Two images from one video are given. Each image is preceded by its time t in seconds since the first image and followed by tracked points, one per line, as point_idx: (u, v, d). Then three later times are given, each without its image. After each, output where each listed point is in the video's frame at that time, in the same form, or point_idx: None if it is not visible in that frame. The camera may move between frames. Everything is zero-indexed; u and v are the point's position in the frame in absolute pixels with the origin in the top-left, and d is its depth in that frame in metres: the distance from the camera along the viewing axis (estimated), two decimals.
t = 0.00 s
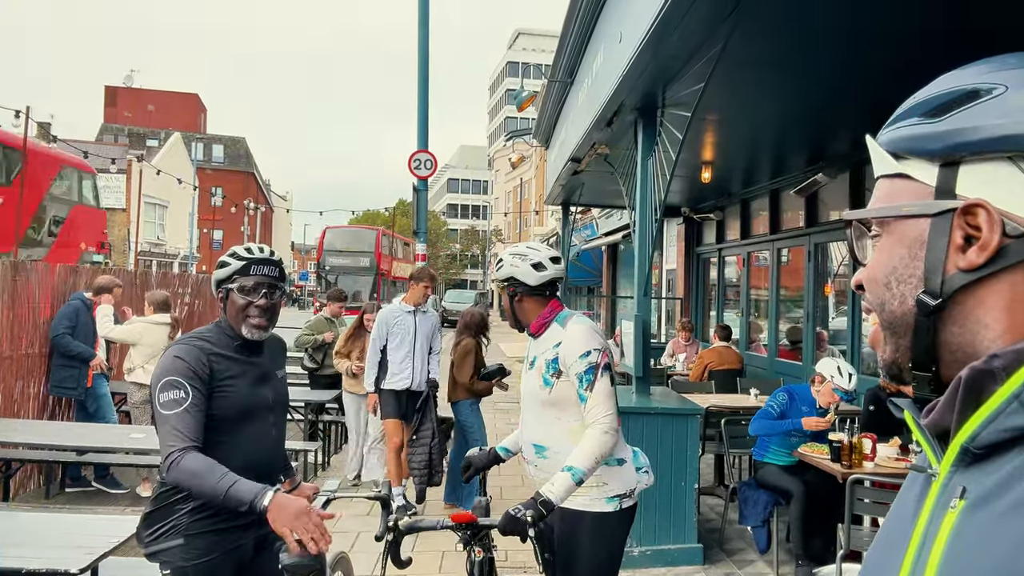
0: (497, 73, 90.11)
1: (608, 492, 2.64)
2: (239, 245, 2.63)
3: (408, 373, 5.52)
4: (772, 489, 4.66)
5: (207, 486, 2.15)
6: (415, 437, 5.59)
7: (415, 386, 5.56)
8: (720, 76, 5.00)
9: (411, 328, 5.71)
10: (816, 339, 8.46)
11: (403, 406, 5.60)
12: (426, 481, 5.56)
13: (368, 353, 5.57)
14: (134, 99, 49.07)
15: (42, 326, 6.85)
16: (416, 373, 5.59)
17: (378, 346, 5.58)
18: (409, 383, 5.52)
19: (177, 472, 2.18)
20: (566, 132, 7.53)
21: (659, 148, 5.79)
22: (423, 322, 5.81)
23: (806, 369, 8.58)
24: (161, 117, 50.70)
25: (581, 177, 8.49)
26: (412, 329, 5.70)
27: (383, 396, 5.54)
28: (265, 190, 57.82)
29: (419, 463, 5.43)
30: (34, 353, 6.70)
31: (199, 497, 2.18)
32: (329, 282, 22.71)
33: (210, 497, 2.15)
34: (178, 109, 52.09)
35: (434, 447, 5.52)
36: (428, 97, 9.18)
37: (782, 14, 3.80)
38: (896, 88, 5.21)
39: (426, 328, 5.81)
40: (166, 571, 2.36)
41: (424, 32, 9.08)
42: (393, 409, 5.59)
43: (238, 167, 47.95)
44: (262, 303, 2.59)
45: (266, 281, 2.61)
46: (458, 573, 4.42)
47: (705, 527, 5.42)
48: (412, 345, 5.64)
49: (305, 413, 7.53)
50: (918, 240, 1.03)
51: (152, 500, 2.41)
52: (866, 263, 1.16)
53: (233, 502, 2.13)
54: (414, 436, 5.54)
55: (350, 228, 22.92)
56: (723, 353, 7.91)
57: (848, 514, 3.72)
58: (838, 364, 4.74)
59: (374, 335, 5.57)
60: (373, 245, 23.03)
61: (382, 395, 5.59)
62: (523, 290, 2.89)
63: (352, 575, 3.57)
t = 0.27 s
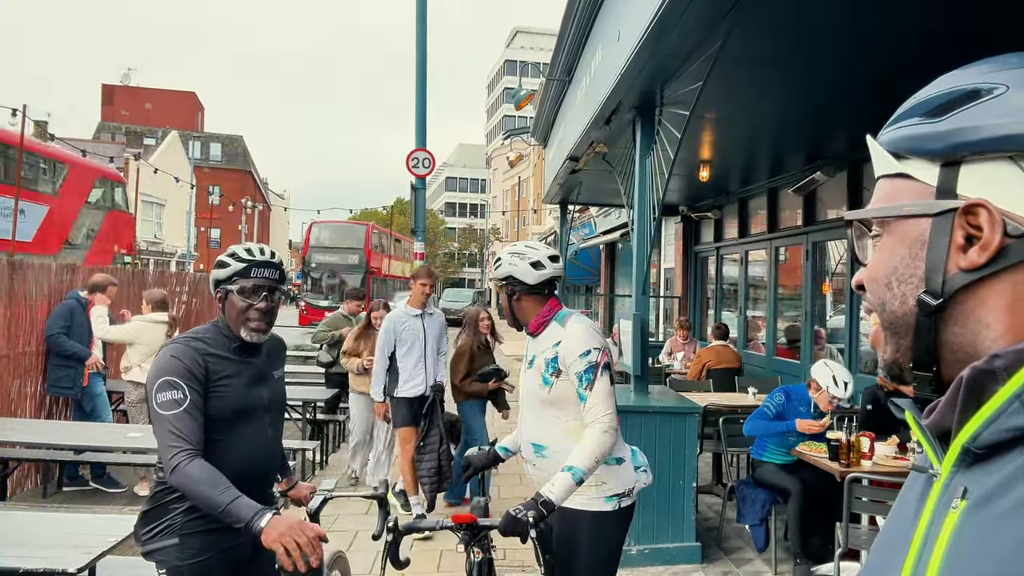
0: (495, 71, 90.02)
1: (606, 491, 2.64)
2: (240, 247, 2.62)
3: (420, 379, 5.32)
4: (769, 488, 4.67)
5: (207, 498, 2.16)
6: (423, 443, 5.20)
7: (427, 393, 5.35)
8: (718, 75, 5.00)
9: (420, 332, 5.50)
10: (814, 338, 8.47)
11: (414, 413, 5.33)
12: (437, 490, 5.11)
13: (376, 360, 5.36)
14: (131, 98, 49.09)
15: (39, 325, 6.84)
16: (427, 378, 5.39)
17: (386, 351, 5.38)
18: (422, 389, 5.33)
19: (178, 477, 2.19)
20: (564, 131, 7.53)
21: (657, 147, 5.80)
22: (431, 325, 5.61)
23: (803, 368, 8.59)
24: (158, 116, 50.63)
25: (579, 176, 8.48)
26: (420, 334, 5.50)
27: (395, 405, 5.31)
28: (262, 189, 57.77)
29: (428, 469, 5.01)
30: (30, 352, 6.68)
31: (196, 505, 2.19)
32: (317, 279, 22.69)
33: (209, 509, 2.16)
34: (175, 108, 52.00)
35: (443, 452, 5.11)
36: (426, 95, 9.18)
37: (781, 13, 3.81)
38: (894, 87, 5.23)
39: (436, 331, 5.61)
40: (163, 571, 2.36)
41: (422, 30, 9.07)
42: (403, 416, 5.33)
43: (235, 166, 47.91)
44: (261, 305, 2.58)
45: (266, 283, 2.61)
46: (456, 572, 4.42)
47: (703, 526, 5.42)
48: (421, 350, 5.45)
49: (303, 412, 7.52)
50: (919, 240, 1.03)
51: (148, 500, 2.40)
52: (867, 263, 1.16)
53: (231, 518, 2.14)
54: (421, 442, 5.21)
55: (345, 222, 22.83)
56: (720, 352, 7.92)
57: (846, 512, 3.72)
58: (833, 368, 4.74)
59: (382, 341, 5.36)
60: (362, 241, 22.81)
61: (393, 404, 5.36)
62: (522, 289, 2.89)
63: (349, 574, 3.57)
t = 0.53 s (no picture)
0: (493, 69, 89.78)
1: (605, 489, 2.65)
2: (265, 250, 2.58)
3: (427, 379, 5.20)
4: (767, 486, 4.68)
5: (207, 497, 2.15)
6: (427, 439, 5.16)
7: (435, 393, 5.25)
8: (718, 73, 5.01)
9: (423, 327, 5.30)
10: (812, 337, 8.48)
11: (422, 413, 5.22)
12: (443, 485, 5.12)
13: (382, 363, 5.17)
14: (129, 96, 49.08)
15: (36, 324, 6.83)
16: (433, 374, 5.27)
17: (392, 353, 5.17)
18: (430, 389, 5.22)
19: (178, 476, 2.18)
20: (563, 129, 7.53)
21: (655, 145, 5.80)
22: (435, 319, 5.40)
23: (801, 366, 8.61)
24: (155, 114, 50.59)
25: (577, 174, 8.48)
26: (424, 329, 5.31)
27: (402, 405, 5.20)
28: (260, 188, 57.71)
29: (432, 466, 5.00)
30: (28, 351, 6.67)
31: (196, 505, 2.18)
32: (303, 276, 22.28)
33: (208, 508, 2.16)
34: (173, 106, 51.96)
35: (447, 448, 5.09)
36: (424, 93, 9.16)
37: (781, 12, 3.82)
38: (893, 85, 5.23)
39: (439, 325, 5.41)
40: (161, 570, 2.35)
41: (420, 28, 9.05)
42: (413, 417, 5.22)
43: (233, 164, 47.86)
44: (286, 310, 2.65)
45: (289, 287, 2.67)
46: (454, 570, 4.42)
47: (701, 524, 5.43)
48: (425, 346, 5.26)
49: (301, 410, 7.51)
50: (920, 237, 1.03)
51: (146, 499, 2.39)
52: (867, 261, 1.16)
53: (231, 517, 2.14)
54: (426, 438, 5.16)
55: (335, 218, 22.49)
56: (718, 350, 7.92)
57: (843, 510, 3.73)
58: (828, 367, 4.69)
59: (387, 343, 5.15)
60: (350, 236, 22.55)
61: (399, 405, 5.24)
62: (521, 287, 2.89)
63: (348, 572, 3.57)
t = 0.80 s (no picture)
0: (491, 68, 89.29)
1: (604, 488, 2.65)
2: (244, 244, 2.59)
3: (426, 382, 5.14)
4: (765, 484, 4.68)
5: (205, 496, 2.15)
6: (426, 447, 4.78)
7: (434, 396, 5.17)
8: (716, 72, 5.00)
9: (423, 329, 5.26)
10: (809, 336, 8.50)
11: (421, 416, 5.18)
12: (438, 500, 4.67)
13: (383, 366, 5.18)
14: (127, 94, 49.03)
15: (34, 323, 6.82)
16: (434, 377, 5.18)
17: (393, 355, 5.19)
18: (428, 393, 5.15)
19: (175, 475, 2.18)
20: (560, 128, 7.52)
21: (653, 144, 5.79)
22: (438, 322, 5.35)
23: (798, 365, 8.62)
24: (153, 112, 50.49)
25: (575, 173, 8.47)
26: (424, 330, 5.26)
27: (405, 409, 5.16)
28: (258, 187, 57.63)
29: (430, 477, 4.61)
30: (25, 350, 6.65)
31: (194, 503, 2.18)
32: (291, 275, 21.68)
33: (205, 507, 2.15)
34: (170, 104, 51.89)
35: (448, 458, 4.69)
36: (422, 91, 9.14)
37: (780, 12, 3.82)
38: (892, 84, 5.24)
39: (443, 328, 5.36)
40: (158, 570, 2.35)
41: (418, 26, 9.03)
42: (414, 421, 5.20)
43: (230, 163, 47.80)
44: (267, 304, 2.59)
45: (272, 283, 2.63)
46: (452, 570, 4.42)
47: (698, 523, 5.44)
48: (425, 347, 5.23)
49: (298, 409, 7.50)
50: (918, 238, 1.04)
51: (144, 499, 2.39)
52: (865, 261, 1.16)
53: (228, 516, 2.14)
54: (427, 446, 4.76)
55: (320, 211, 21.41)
56: (716, 349, 7.92)
57: (841, 509, 3.73)
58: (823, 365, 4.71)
59: (388, 345, 5.16)
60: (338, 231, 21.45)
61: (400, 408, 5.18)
62: (519, 287, 2.90)
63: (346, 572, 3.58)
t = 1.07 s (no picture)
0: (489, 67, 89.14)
1: (602, 488, 2.65)
2: (222, 244, 2.62)
3: (430, 384, 4.95)
4: (763, 483, 4.69)
5: (204, 493, 2.15)
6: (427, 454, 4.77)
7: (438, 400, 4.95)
8: (715, 71, 5.00)
9: (435, 329, 5.06)
10: (807, 335, 8.51)
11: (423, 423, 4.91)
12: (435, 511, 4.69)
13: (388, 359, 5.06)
14: (124, 92, 48.96)
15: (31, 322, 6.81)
16: (441, 384, 4.98)
17: (399, 349, 5.05)
18: (432, 396, 4.95)
19: (176, 471, 2.18)
20: (559, 127, 7.53)
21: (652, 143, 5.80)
22: (450, 322, 5.12)
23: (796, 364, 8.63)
24: (150, 110, 50.38)
25: (573, 172, 8.47)
26: (435, 331, 5.06)
27: (406, 410, 5.00)
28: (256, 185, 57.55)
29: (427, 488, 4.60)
30: (22, 349, 6.64)
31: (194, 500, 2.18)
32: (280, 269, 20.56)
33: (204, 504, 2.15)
34: (168, 102, 51.81)
35: (446, 468, 4.68)
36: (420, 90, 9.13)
37: (779, 11, 3.83)
38: (891, 83, 5.23)
39: (455, 328, 5.13)
40: (156, 570, 2.35)
41: (416, 24, 9.01)
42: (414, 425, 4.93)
43: (228, 161, 47.73)
44: (243, 302, 2.56)
45: (248, 281, 2.60)
46: (451, 569, 4.42)
47: (696, 521, 5.45)
48: (434, 348, 5.04)
49: (296, 409, 7.49)
50: (917, 241, 1.04)
51: (143, 498, 2.39)
52: (864, 263, 1.16)
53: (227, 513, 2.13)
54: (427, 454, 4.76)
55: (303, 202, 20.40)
56: (714, 348, 7.92)
57: (839, 507, 3.74)
58: (818, 364, 4.74)
59: (393, 339, 5.05)
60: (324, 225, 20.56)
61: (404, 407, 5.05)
62: (515, 288, 2.91)
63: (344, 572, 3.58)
